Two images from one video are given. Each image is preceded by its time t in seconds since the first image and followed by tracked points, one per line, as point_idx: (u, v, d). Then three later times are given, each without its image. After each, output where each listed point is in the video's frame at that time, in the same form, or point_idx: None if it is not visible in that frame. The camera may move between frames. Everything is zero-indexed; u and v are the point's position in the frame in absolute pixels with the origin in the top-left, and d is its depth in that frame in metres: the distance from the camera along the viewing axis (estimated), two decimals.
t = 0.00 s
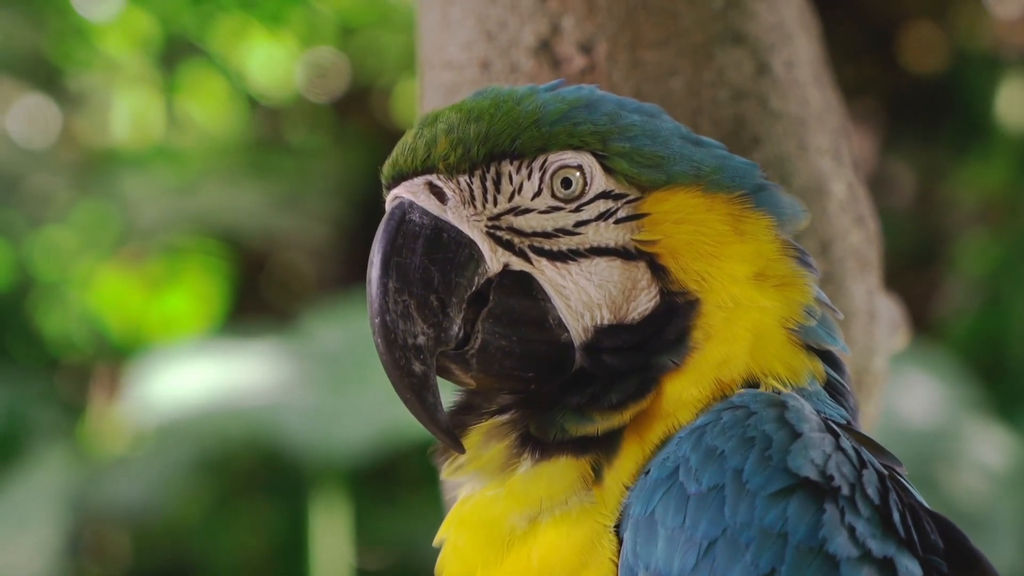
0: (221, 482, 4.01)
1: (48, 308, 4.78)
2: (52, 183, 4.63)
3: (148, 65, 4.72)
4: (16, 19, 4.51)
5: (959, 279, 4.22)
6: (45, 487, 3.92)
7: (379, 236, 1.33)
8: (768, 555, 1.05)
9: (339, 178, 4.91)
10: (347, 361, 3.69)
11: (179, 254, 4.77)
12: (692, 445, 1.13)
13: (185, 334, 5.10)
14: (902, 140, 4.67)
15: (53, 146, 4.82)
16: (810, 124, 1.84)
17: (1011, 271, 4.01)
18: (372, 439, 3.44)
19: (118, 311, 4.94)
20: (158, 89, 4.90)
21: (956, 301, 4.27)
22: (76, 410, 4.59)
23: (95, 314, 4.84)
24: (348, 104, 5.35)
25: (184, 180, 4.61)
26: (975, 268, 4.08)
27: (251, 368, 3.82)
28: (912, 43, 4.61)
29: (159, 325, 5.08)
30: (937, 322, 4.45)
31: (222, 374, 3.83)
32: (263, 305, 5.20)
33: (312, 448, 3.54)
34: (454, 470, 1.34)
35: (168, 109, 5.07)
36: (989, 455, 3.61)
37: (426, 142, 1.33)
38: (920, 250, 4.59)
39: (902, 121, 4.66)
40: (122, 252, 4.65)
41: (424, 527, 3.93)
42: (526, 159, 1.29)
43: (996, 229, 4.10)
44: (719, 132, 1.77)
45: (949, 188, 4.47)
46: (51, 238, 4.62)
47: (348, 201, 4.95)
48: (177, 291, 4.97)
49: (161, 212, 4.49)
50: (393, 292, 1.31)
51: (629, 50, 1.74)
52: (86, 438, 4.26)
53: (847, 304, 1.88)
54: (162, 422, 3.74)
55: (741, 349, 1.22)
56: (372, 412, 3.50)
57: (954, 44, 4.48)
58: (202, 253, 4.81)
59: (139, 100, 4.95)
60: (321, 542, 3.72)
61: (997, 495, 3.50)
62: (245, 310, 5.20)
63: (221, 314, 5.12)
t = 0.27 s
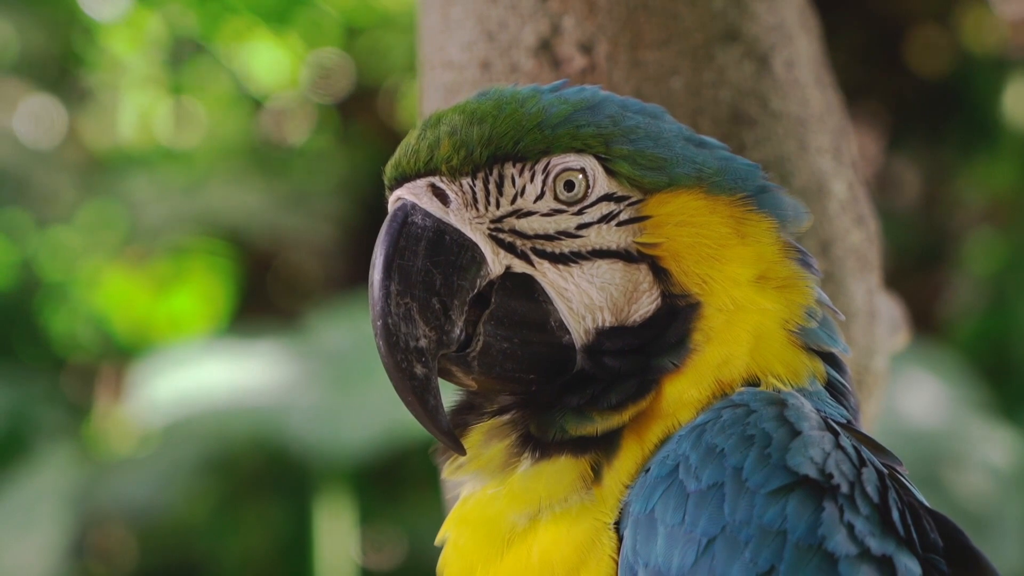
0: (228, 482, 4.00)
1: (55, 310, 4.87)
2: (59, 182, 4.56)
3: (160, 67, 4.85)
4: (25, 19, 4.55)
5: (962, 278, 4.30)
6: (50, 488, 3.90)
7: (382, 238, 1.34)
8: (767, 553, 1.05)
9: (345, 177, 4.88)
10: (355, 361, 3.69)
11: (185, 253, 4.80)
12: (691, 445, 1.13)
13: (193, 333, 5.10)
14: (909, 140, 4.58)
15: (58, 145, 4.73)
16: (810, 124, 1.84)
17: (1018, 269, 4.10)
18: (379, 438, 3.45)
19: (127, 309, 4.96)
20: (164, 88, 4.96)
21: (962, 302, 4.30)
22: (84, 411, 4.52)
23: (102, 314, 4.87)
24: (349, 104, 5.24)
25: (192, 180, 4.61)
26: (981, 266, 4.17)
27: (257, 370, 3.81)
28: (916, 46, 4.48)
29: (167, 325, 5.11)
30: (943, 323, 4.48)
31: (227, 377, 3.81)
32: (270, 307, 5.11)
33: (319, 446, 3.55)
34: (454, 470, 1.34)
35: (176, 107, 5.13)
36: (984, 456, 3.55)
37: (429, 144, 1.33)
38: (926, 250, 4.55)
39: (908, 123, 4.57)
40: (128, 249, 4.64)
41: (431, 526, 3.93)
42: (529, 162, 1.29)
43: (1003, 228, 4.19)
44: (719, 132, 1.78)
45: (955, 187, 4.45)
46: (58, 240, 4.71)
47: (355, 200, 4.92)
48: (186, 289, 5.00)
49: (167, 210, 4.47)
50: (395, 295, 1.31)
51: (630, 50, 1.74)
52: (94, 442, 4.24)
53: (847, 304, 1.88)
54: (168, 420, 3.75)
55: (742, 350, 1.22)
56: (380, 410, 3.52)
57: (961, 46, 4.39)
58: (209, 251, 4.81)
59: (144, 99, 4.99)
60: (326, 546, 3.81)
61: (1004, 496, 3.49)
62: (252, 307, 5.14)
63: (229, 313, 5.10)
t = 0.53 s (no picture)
0: (232, 482, 4.01)
1: (59, 309, 4.81)
2: (63, 182, 4.59)
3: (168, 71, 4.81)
4: (29, 20, 4.58)
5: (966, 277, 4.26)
6: (54, 487, 3.89)
7: (383, 239, 1.34)
8: (764, 549, 1.05)
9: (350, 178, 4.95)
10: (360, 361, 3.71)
11: (191, 252, 4.78)
12: (690, 441, 1.13)
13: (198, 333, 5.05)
14: (913, 139, 4.60)
15: (63, 145, 4.76)
16: (811, 123, 1.84)
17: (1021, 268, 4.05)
18: (384, 435, 3.45)
19: (133, 309, 4.83)
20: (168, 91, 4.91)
21: (965, 302, 4.27)
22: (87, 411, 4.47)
23: (107, 314, 4.75)
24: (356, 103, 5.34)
25: (198, 177, 4.63)
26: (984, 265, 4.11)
27: (261, 371, 3.81)
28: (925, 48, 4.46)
29: (173, 324, 5.01)
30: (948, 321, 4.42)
31: (232, 377, 3.82)
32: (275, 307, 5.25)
33: (322, 446, 3.56)
34: (454, 468, 1.34)
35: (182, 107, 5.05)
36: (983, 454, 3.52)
37: (431, 143, 1.33)
38: (930, 251, 4.59)
39: (912, 121, 4.57)
40: (131, 251, 4.59)
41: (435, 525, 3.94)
42: (530, 163, 1.29)
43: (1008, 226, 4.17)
44: (720, 131, 1.78)
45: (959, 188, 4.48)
46: (63, 240, 4.65)
47: (359, 201, 4.94)
48: (190, 290, 4.95)
49: (172, 209, 4.44)
50: (397, 295, 1.32)
51: (630, 49, 1.75)
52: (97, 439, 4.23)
53: (848, 304, 1.88)
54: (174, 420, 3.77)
55: (742, 349, 1.22)
56: (385, 407, 3.54)
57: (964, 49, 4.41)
58: (214, 250, 4.85)
59: (151, 101, 4.86)
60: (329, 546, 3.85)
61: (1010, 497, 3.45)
62: (257, 306, 5.23)
63: (235, 311, 5.15)
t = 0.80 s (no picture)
0: (237, 482, 4.01)
1: (61, 308, 4.67)
2: (67, 183, 4.54)
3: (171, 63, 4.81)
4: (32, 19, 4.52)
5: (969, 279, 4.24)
6: (57, 486, 3.88)
7: (382, 243, 1.34)
8: (762, 548, 1.05)
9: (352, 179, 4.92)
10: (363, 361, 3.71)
11: (197, 250, 4.83)
12: (688, 440, 1.14)
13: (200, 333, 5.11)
14: (918, 138, 4.59)
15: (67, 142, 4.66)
16: (811, 124, 1.84)
17: None
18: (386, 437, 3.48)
19: (136, 308, 4.90)
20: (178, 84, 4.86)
21: (969, 302, 4.25)
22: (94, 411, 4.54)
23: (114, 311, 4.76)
24: (359, 104, 5.21)
25: (201, 179, 4.78)
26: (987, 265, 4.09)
27: (264, 372, 3.82)
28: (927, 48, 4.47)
29: (177, 323, 5.07)
30: (952, 321, 4.42)
31: (237, 379, 3.82)
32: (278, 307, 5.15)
33: (325, 447, 3.55)
34: (454, 470, 1.34)
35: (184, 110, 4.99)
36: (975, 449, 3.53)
37: (429, 147, 1.34)
38: (935, 250, 4.59)
39: (916, 121, 4.57)
40: (137, 251, 4.65)
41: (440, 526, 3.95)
42: (528, 165, 1.30)
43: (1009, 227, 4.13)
44: (721, 133, 1.79)
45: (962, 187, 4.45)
46: (70, 237, 4.57)
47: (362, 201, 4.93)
48: (196, 290, 5.01)
49: (177, 209, 4.55)
50: (396, 300, 1.32)
51: (630, 50, 1.75)
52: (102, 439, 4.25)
53: (847, 304, 1.88)
54: (179, 422, 3.78)
55: (740, 350, 1.22)
56: (389, 407, 3.56)
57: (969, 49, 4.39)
58: (218, 251, 4.89)
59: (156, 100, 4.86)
60: (333, 548, 3.83)
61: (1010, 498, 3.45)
62: (262, 305, 5.16)
63: (239, 311, 5.13)
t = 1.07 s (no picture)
0: (240, 481, 4.02)
1: (65, 311, 4.63)
2: (70, 185, 4.54)
3: (173, 63, 4.86)
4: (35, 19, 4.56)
5: (970, 279, 4.23)
6: (60, 487, 3.89)
7: (381, 243, 1.34)
8: (759, 546, 1.05)
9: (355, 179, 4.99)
10: (364, 361, 3.71)
11: (200, 252, 4.83)
12: (685, 439, 1.14)
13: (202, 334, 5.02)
14: (922, 138, 4.58)
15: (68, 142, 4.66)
16: (813, 124, 1.84)
17: None
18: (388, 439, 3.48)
19: (139, 307, 4.81)
20: (183, 83, 4.90)
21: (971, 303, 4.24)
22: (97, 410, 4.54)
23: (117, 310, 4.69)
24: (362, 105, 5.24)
25: (204, 176, 4.75)
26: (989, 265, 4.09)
27: (265, 372, 3.83)
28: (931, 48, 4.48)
29: (179, 325, 4.99)
30: (954, 321, 4.42)
31: (238, 379, 3.83)
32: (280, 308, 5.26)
33: (326, 447, 3.55)
34: (453, 470, 1.34)
35: (186, 112, 4.99)
36: (969, 450, 3.53)
37: (428, 147, 1.34)
38: (937, 252, 4.58)
39: (919, 123, 4.59)
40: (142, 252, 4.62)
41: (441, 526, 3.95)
42: (527, 166, 1.30)
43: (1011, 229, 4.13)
44: (722, 132, 1.79)
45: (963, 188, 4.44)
46: (73, 240, 4.61)
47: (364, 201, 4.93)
48: (198, 292, 4.97)
49: (179, 211, 4.51)
50: (394, 300, 1.32)
51: (631, 50, 1.75)
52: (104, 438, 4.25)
53: (849, 304, 1.88)
54: (181, 423, 3.79)
55: (738, 350, 1.22)
56: (390, 407, 3.56)
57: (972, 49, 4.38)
58: (222, 252, 4.89)
59: (159, 102, 4.90)
60: (336, 550, 3.80)
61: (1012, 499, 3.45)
62: (265, 306, 5.25)
63: (242, 313, 5.14)
